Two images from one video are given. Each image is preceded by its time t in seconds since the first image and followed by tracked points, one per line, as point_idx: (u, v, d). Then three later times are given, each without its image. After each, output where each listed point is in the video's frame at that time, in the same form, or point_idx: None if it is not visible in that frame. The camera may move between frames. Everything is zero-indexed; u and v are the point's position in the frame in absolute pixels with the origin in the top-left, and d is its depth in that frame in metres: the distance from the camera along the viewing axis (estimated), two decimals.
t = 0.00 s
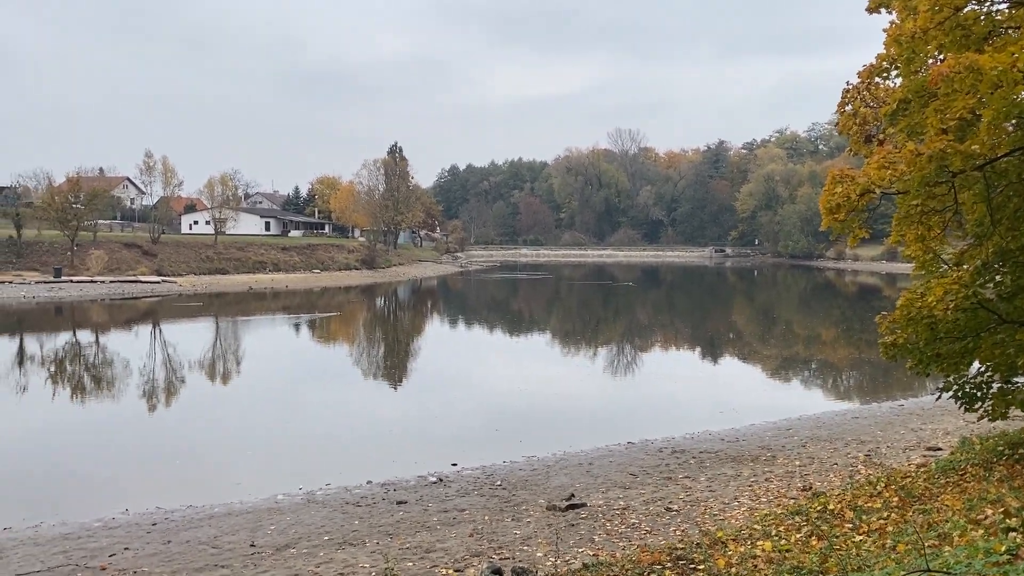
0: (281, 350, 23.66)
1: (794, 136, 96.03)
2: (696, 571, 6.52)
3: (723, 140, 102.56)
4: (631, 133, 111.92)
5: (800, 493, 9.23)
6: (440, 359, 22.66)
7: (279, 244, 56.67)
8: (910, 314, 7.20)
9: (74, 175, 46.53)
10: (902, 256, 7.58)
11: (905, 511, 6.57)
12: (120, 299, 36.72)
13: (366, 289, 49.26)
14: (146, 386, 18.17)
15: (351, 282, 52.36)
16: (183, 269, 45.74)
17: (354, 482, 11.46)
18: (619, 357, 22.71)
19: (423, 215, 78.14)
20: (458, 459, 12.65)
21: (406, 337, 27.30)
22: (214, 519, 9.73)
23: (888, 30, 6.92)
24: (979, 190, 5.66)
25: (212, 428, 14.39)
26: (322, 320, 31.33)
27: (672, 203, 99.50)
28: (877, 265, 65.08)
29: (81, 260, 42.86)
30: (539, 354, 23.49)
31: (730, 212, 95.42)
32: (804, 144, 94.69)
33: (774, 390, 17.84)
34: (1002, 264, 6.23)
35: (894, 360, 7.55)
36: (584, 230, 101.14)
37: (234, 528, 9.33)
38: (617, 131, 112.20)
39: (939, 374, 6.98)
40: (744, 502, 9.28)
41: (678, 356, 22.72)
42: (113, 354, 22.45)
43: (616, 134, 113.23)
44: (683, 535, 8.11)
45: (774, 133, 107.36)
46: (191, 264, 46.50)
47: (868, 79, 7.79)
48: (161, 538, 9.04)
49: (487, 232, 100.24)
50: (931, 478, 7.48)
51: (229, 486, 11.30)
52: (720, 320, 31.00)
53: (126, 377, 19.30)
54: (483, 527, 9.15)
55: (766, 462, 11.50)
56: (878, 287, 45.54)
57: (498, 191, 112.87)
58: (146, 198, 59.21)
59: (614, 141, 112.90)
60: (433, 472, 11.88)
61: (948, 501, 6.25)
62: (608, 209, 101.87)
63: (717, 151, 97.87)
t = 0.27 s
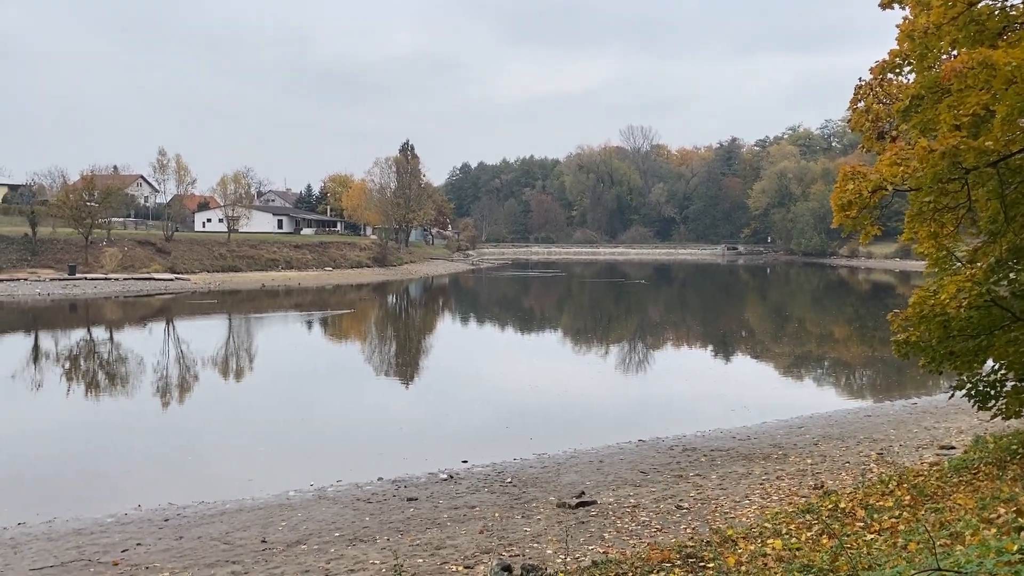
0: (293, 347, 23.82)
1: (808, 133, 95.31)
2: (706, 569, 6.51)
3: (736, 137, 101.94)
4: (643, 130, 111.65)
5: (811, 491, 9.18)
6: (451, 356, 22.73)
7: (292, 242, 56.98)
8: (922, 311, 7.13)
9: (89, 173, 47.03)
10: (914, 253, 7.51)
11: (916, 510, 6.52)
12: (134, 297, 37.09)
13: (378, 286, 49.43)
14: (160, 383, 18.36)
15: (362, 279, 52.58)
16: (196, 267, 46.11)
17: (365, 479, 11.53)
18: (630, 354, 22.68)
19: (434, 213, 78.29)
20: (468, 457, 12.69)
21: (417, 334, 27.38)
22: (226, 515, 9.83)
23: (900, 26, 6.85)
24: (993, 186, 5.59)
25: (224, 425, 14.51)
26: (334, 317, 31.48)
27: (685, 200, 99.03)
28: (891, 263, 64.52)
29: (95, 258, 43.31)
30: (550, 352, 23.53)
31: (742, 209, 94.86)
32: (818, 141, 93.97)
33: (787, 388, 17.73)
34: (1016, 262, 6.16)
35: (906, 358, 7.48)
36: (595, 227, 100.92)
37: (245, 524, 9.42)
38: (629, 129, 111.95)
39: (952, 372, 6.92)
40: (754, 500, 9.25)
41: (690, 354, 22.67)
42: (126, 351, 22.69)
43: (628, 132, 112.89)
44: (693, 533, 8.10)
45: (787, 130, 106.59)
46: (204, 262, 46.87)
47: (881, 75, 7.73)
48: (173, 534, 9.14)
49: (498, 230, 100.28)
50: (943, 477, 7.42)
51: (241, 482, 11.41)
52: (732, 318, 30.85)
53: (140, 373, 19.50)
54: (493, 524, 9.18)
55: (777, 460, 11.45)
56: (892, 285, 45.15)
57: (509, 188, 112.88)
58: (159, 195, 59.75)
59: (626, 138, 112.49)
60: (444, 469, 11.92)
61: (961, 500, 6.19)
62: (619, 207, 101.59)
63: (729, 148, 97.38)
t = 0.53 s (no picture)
0: (301, 345, 23.91)
1: (816, 131, 94.83)
2: (712, 567, 6.51)
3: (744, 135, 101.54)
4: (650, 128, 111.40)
5: (819, 489, 9.15)
6: (458, 354, 22.77)
7: (300, 241, 57.17)
8: (930, 309, 7.07)
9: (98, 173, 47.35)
10: (923, 251, 7.45)
11: (925, 508, 6.49)
12: (143, 296, 37.31)
13: (386, 285, 49.52)
14: (168, 381, 18.48)
15: (370, 278, 52.71)
16: (204, 266, 46.35)
17: (372, 477, 11.56)
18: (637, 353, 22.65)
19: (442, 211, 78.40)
20: (475, 455, 12.69)
21: (425, 333, 27.44)
22: (234, 512, 9.89)
23: (909, 22, 6.80)
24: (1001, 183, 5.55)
25: (233, 423, 14.59)
26: (342, 316, 31.57)
27: (693, 198, 98.72)
28: (900, 260, 64.14)
29: (105, 257, 43.59)
30: (558, 350, 23.54)
31: (750, 207, 94.47)
32: (826, 138, 93.49)
33: (795, 387, 17.66)
34: None
35: (915, 356, 7.41)
36: (603, 225, 100.76)
37: (253, 522, 9.47)
38: (637, 127, 111.81)
39: (961, 370, 6.87)
40: (762, 498, 9.23)
41: (697, 352, 22.62)
42: (135, 349, 22.85)
43: (635, 130, 112.68)
44: (700, 531, 8.09)
45: (796, 128, 106.06)
46: (212, 260, 47.10)
47: (890, 72, 7.68)
48: (181, 531, 9.20)
49: (505, 228, 100.30)
50: (952, 475, 7.38)
51: (249, 480, 11.45)
52: (739, 316, 30.75)
53: (149, 371, 19.64)
54: (500, 521, 9.19)
55: (785, 458, 11.41)
56: (901, 283, 44.90)
57: (517, 187, 112.88)
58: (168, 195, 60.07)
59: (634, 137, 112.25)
60: (450, 467, 11.94)
61: (969, 498, 6.16)
62: (627, 205, 101.42)
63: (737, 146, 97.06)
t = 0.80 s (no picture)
0: (303, 345, 23.94)
1: (819, 130, 94.66)
2: (715, 567, 6.50)
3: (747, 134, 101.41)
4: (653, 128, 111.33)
5: (822, 489, 9.14)
6: (461, 354, 22.77)
7: (303, 241, 57.22)
8: (933, 308, 7.05)
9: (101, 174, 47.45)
10: (926, 249, 7.42)
11: (928, 507, 6.48)
12: (146, 296, 37.38)
13: (389, 285, 49.57)
14: (172, 381, 18.53)
15: (373, 278, 52.74)
16: (207, 266, 46.44)
17: (375, 477, 11.57)
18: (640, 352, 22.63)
19: (444, 211, 78.41)
20: (478, 455, 12.70)
21: (427, 333, 27.45)
22: (237, 512, 9.92)
23: (911, 21, 6.79)
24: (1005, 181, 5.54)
25: (236, 423, 14.61)
26: (344, 316, 31.60)
27: (695, 198, 98.61)
28: (903, 259, 64.01)
29: (108, 257, 43.70)
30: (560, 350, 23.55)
31: (753, 206, 94.31)
32: (829, 137, 93.31)
33: (798, 387, 17.61)
34: None
35: (918, 355, 7.37)
36: (605, 225, 100.69)
37: (256, 522, 9.49)
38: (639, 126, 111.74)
39: (964, 370, 6.84)
40: (765, 498, 9.22)
41: (699, 352, 22.59)
42: (139, 349, 22.90)
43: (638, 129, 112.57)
44: (703, 531, 8.08)
45: (799, 127, 105.88)
46: (215, 261, 47.18)
47: (892, 71, 7.67)
48: (185, 531, 9.23)
49: (508, 228, 100.29)
50: (955, 475, 7.37)
51: (252, 480, 11.47)
52: (742, 315, 30.70)
53: (152, 372, 19.69)
54: (503, 521, 9.19)
55: (788, 458, 11.40)
56: (904, 282, 44.83)
57: (519, 187, 112.87)
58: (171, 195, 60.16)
59: (636, 136, 112.07)
60: (453, 467, 11.95)
61: (972, 498, 6.15)
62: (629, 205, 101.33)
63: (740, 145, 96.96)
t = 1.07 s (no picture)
0: (302, 347, 23.93)
1: (816, 130, 94.76)
2: (716, 567, 6.51)
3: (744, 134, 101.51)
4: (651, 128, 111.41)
5: (821, 489, 9.15)
6: (459, 355, 22.77)
7: (301, 242, 57.17)
8: (932, 308, 7.06)
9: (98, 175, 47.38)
10: (924, 249, 7.43)
11: (928, 507, 6.49)
12: (144, 298, 37.33)
13: (387, 286, 49.53)
14: (170, 383, 18.51)
15: (371, 279, 52.70)
16: (205, 267, 46.40)
17: (374, 478, 11.56)
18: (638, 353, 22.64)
19: (442, 212, 78.42)
20: (477, 456, 12.68)
21: (426, 334, 27.45)
22: (236, 514, 9.91)
23: (909, 21, 6.80)
24: (1003, 181, 5.56)
25: (235, 424, 14.59)
26: (343, 317, 31.59)
27: (693, 198, 98.70)
28: (901, 259, 64.10)
29: (106, 259, 43.63)
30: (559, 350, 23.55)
31: (751, 206, 94.39)
32: (826, 137, 93.44)
33: (796, 386, 17.63)
34: None
35: (917, 355, 7.37)
36: (604, 225, 100.73)
37: (256, 524, 9.49)
38: (637, 127, 111.84)
39: (963, 369, 6.83)
40: (764, 498, 9.23)
41: (697, 352, 22.60)
42: (137, 351, 22.89)
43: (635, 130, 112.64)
44: (702, 531, 8.09)
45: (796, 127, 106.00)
46: (213, 262, 47.14)
47: (890, 71, 7.69)
48: (184, 533, 9.22)
49: (506, 229, 100.29)
50: (954, 474, 7.37)
51: (251, 482, 11.46)
52: (740, 315, 30.71)
53: (150, 374, 19.67)
54: (503, 522, 9.19)
55: (787, 458, 11.40)
56: (901, 282, 44.90)
57: (517, 187, 112.92)
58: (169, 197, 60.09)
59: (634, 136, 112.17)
60: (453, 468, 11.95)
61: (972, 498, 6.16)
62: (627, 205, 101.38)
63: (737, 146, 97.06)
